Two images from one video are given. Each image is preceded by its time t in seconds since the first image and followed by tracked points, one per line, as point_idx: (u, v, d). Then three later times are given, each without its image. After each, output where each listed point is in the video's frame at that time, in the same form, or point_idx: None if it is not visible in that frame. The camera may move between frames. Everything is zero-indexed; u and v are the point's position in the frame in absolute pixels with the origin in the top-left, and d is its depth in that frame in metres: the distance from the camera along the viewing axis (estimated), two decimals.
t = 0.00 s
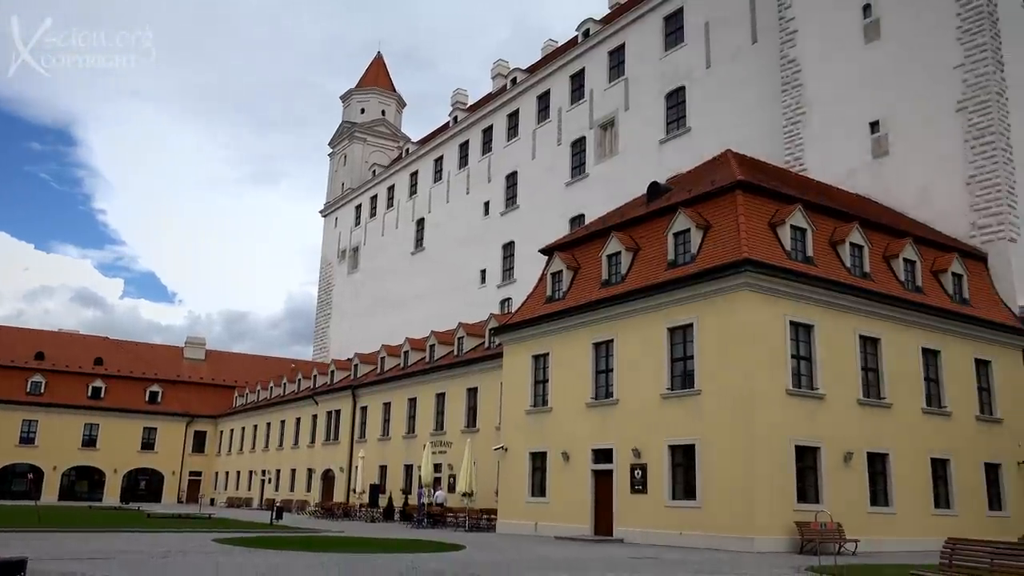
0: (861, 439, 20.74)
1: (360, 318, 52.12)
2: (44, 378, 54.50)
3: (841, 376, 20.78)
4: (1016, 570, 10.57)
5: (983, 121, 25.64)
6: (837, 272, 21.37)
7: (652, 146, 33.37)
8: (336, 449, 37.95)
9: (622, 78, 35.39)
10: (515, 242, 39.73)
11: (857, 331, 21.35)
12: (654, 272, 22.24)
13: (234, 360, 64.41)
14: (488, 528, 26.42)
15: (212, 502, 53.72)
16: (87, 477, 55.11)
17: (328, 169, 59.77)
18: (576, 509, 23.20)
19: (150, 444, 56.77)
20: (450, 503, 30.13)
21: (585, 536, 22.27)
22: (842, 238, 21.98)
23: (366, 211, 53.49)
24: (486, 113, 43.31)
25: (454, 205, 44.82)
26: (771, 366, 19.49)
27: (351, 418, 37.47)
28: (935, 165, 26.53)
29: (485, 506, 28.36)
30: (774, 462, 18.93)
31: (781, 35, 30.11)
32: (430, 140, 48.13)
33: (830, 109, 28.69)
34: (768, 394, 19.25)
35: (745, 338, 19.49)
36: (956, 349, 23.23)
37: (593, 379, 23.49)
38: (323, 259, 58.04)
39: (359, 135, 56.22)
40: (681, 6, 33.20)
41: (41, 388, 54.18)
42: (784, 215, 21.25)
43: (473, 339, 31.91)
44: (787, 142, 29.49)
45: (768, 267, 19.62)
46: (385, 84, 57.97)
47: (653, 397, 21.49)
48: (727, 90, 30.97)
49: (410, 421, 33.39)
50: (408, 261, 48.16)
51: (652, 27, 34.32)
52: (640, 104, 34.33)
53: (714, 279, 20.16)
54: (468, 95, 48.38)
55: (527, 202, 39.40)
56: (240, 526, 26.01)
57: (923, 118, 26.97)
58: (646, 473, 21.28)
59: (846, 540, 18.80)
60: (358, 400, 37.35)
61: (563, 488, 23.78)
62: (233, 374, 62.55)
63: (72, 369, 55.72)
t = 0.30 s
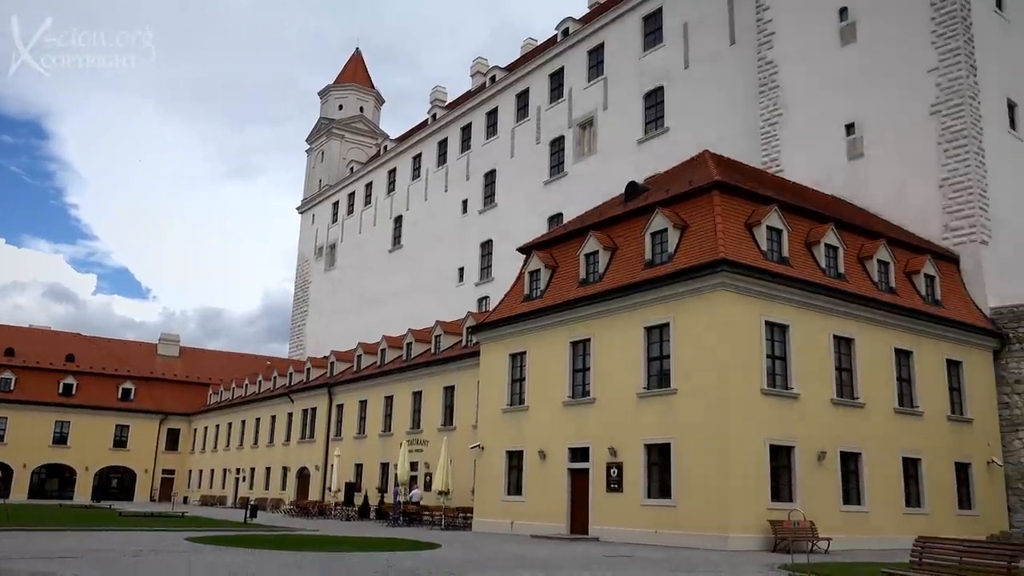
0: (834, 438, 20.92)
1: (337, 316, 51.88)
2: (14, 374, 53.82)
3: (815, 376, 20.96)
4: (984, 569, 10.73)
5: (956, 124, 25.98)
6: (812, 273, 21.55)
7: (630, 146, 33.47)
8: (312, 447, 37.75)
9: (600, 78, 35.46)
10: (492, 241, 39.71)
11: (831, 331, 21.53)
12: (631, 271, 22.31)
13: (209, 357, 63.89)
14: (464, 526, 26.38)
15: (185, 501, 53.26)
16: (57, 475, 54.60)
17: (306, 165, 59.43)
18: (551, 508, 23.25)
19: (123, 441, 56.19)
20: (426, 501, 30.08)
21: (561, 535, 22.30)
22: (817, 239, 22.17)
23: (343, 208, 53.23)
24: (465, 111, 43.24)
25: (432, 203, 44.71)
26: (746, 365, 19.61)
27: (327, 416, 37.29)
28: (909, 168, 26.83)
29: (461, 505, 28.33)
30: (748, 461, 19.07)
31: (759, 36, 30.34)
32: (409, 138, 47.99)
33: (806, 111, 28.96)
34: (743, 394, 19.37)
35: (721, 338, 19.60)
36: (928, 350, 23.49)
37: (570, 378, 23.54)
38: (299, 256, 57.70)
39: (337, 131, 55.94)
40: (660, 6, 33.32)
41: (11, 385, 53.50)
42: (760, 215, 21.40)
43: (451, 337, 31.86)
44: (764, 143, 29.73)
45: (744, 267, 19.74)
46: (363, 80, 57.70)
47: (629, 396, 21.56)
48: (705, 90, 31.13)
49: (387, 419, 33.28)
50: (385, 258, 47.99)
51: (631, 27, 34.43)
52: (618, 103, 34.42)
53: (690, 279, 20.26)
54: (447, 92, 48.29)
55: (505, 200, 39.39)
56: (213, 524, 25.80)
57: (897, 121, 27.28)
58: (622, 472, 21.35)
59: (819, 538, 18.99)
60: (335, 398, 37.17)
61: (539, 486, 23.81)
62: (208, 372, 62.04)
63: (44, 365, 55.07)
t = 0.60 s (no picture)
0: (808, 438, 21.09)
1: (313, 313, 51.59)
2: None
3: (790, 375, 21.12)
4: (954, 566, 10.91)
5: (930, 127, 26.27)
6: (787, 273, 21.71)
7: (609, 146, 33.55)
8: (287, 446, 37.52)
9: (579, 77, 35.51)
10: (470, 239, 39.65)
11: (806, 331, 21.70)
12: (608, 271, 22.38)
13: (183, 354, 63.31)
14: (440, 525, 26.35)
15: (158, 500, 52.73)
16: (28, 473, 53.55)
17: (282, 161, 59.04)
18: (527, 506, 23.28)
19: (95, 439, 55.55)
20: (402, 500, 29.99)
21: (537, 533, 22.33)
22: (792, 240, 22.35)
23: (320, 205, 52.93)
24: (443, 109, 43.14)
25: (410, 200, 44.57)
26: (721, 365, 19.73)
27: (303, 414, 37.07)
28: (883, 170, 27.10)
29: (437, 503, 28.28)
30: (723, 460, 19.20)
31: (737, 37, 30.56)
32: (387, 135, 47.80)
33: (783, 112, 29.21)
34: (718, 393, 19.48)
35: (698, 337, 19.69)
36: (901, 350, 23.75)
37: (547, 377, 23.56)
38: (276, 253, 57.33)
39: (314, 127, 55.62)
40: (639, 7, 33.43)
41: None
42: (737, 216, 21.54)
43: (428, 335, 31.78)
44: (742, 144, 29.95)
45: (720, 267, 19.84)
46: (341, 77, 57.40)
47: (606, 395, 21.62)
48: (683, 91, 31.28)
49: (363, 417, 33.15)
50: (363, 256, 47.78)
51: (611, 27, 34.51)
52: (597, 103, 34.48)
53: (667, 279, 20.35)
54: (426, 90, 48.15)
55: (483, 198, 39.34)
56: (186, 523, 25.52)
57: (872, 123, 27.55)
58: (598, 471, 21.40)
59: (792, 536, 19.16)
60: (310, 396, 36.98)
61: (516, 485, 23.82)
62: (182, 369, 61.50)
63: (14, 362, 54.36)
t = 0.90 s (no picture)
0: (782, 437, 21.25)
1: (289, 311, 51.28)
2: None
3: (765, 376, 21.26)
4: (924, 564, 11.02)
5: (904, 130, 26.54)
6: (763, 274, 21.86)
7: (587, 145, 33.61)
8: (262, 444, 37.29)
9: (558, 77, 35.54)
10: (448, 237, 39.57)
11: (781, 332, 21.84)
12: (586, 270, 22.41)
13: (157, 351, 62.73)
14: (416, 524, 26.27)
15: (130, 498, 52.24)
16: None
17: (259, 158, 58.64)
18: (503, 505, 23.28)
19: (65, 437, 54.92)
20: (377, 499, 29.89)
21: (512, 532, 22.33)
22: (768, 241, 22.50)
23: (297, 202, 52.60)
24: (422, 106, 43.01)
25: (387, 198, 44.42)
26: (698, 365, 19.82)
27: (278, 412, 36.85)
28: (859, 172, 27.35)
29: (412, 502, 28.21)
30: (698, 459, 19.31)
31: (715, 38, 30.77)
32: (365, 132, 47.60)
33: (759, 114, 29.45)
34: (694, 393, 19.58)
35: (675, 338, 19.77)
36: (874, 351, 23.97)
37: (523, 375, 23.56)
38: (252, 250, 56.92)
39: (292, 124, 55.29)
40: (619, 7, 33.52)
41: None
42: (713, 217, 21.64)
43: (404, 333, 31.68)
44: (720, 145, 30.12)
45: (696, 268, 19.93)
46: (319, 73, 57.07)
47: (582, 394, 21.65)
48: (661, 91, 31.40)
49: (339, 415, 33.00)
50: (340, 254, 47.55)
51: (590, 26, 34.57)
52: (575, 102, 34.53)
53: (644, 279, 20.42)
54: (404, 87, 47.98)
55: (461, 197, 39.27)
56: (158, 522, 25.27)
57: (848, 126, 27.79)
58: (574, 470, 21.43)
59: (766, 535, 19.29)
60: (286, 394, 36.75)
61: (491, 484, 23.81)
62: (155, 367, 60.93)
63: None
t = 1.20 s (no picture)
0: (757, 437, 21.41)
1: (265, 309, 50.93)
2: None
3: (740, 376, 21.41)
4: (895, 562, 11.16)
5: (878, 133, 26.83)
6: (739, 275, 22.02)
7: (565, 145, 33.68)
8: (236, 443, 37.01)
9: (537, 76, 35.59)
10: (425, 236, 39.47)
11: (755, 332, 22.01)
12: (563, 270, 22.45)
13: (129, 349, 62.07)
14: (391, 523, 26.18)
15: (101, 497, 51.65)
16: None
17: (235, 154, 58.18)
18: (479, 505, 23.28)
19: (35, 436, 54.20)
20: (353, 498, 29.78)
21: (488, 531, 22.32)
22: (743, 241, 22.66)
23: (273, 199, 52.25)
24: (399, 104, 42.87)
25: (364, 196, 44.24)
26: (674, 365, 19.93)
27: (252, 411, 36.59)
28: (833, 175, 27.63)
29: (388, 501, 28.14)
30: (673, 458, 19.41)
31: (692, 40, 30.96)
32: (342, 130, 47.36)
33: (736, 116, 29.66)
34: (670, 393, 19.69)
35: (651, 338, 19.85)
36: (847, 351, 24.21)
37: (500, 375, 23.56)
38: (227, 247, 56.47)
39: (268, 120, 54.91)
40: (598, 7, 33.61)
41: None
42: (690, 217, 21.76)
43: (381, 332, 31.59)
44: (696, 146, 30.33)
45: (673, 268, 20.03)
46: (296, 69, 56.71)
47: (559, 394, 21.69)
48: (639, 92, 31.54)
49: (314, 414, 32.84)
50: (316, 251, 47.29)
51: (569, 26, 34.65)
52: (554, 102, 34.59)
53: (621, 279, 20.49)
54: (382, 85, 47.80)
55: (438, 195, 39.19)
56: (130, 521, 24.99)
57: (823, 129, 28.07)
58: (550, 469, 21.48)
59: (740, 534, 19.44)
60: (261, 393, 36.49)
61: (467, 483, 23.80)
62: (127, 364, 60.29)
63: None
